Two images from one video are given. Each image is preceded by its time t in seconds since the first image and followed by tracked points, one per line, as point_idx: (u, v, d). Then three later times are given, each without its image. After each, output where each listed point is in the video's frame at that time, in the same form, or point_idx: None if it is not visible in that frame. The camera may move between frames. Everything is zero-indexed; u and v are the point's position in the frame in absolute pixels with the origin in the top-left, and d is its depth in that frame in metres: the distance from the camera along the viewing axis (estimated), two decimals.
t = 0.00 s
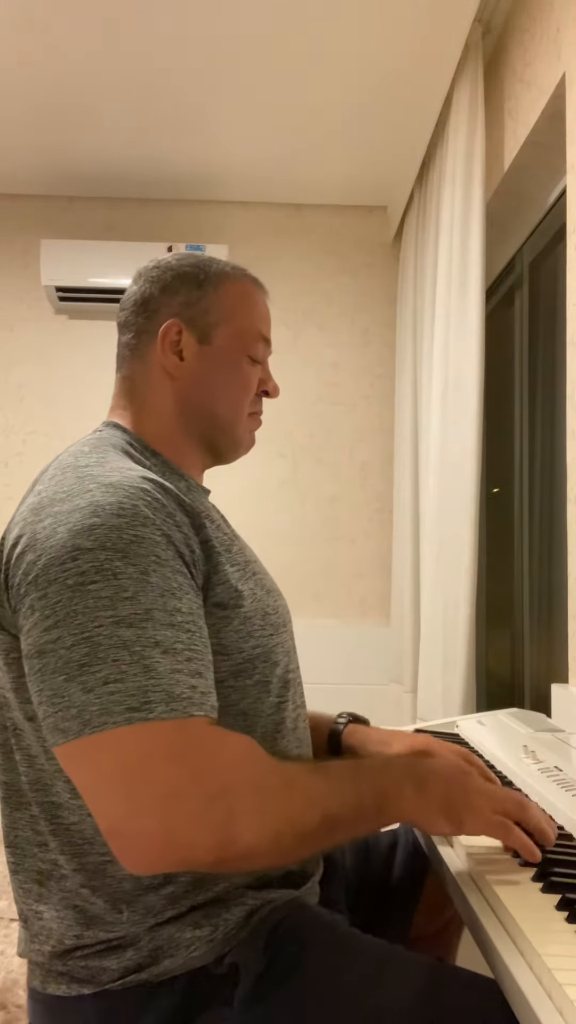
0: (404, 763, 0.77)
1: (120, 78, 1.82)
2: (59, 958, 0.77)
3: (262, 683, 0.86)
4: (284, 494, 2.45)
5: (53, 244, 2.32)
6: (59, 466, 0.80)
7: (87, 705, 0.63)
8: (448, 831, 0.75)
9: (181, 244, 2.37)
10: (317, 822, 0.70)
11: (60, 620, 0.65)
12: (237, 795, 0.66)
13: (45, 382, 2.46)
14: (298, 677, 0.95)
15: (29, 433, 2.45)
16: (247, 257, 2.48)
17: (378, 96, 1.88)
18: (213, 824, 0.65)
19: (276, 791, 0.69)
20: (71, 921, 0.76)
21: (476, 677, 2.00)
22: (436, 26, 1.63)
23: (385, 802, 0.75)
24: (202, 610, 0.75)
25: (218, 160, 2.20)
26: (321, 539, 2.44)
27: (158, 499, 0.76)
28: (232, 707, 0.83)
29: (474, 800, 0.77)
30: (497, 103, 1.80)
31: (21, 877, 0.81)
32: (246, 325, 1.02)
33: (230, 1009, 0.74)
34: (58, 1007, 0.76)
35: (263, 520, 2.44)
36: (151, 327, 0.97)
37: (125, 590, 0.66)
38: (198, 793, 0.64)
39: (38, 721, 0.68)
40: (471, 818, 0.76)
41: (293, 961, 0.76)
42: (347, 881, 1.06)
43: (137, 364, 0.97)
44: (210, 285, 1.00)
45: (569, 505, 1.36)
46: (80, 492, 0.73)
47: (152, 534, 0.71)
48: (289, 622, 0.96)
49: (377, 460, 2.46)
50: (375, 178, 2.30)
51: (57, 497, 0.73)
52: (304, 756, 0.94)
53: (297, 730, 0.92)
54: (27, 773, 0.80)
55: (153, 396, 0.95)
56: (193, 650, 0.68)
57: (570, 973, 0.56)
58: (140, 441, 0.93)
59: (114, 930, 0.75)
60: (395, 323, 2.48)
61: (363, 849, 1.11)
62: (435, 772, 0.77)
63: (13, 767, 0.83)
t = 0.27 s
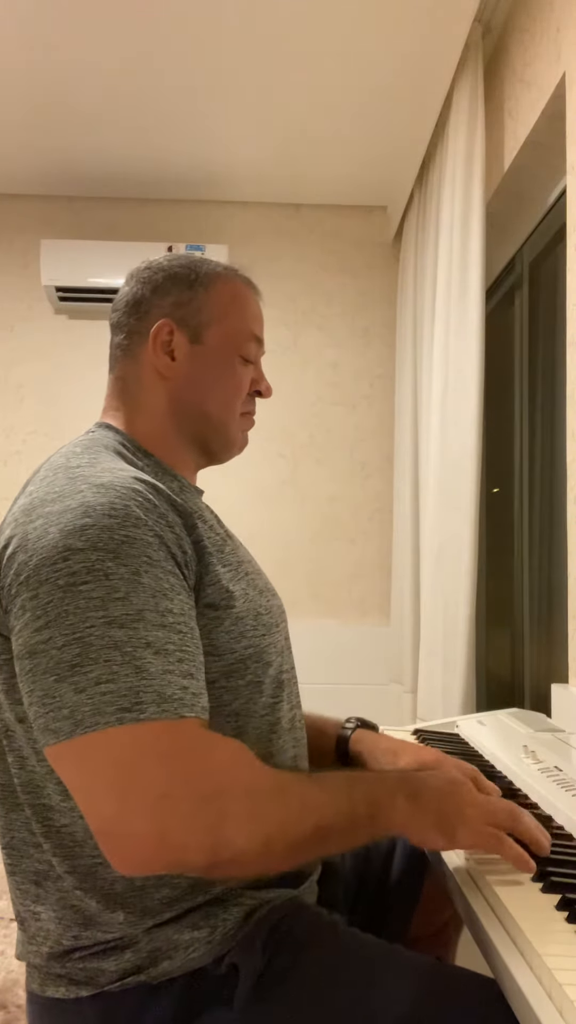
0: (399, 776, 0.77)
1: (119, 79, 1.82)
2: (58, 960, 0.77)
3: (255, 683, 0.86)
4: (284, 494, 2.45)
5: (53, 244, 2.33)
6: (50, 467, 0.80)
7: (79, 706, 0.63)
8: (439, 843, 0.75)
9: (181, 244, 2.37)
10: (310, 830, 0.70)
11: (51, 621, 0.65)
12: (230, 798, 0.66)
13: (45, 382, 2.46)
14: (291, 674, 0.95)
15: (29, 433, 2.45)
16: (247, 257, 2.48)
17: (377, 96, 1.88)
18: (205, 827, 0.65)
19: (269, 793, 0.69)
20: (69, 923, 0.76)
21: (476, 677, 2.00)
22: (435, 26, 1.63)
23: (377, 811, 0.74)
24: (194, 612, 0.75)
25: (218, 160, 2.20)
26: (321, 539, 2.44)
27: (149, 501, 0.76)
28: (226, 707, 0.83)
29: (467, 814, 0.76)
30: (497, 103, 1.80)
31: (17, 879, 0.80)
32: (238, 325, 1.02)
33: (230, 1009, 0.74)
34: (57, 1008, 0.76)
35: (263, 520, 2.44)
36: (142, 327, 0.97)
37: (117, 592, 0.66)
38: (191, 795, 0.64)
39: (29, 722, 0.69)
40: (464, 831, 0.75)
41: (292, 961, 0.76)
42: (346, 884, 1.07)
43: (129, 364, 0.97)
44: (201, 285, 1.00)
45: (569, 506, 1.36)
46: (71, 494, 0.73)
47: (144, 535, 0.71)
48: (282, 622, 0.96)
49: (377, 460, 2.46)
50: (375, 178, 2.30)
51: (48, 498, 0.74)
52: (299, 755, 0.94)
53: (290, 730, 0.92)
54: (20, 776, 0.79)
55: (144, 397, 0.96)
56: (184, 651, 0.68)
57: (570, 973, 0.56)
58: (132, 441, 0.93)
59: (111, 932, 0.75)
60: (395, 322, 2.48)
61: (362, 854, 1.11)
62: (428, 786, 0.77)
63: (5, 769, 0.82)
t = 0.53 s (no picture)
0: (398, 771, 0.77)
1: (119, 79, 1.82)
2: (57, 962, 0.77)
3: (251, 683, 0.86)
4: (284, 494, 2.45)
5: (53, 244, 2.33)
6: (42, 471, 0.80)
7: (75, 708, 0.63)
8: (441, 838, 0.75)
9: (181, 244, 2.37)
10: (310, 828, 0.70)
11: (45, 624, 0.65)
12: (229, 798, 0.66)
13: (45, 382, 2.46)
14: (286, 671, 0.96)
15: (29, 433, 2.45)
16: (247, 257, 2.48)
17: (377, 96, 1.88)
18: (206, 826, 0.65)
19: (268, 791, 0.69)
20: (68, 924, 0.76)
21: (476, 677, 2.00)
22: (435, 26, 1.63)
23: (379, 809, 0.74)
24: (189, 611, 0.75)
25: (218, 160, 2.20)
26: (321, 539, 2.44)
27: (141, 502, 0.76)
28: (223, 708, 0.83)
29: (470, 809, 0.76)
30: (497, 103, 1.80)
31: (15, 881, 0.80)
32: (229, 324, 1.02)
33: (230, 1009, 0.74)
34: (56, 1009, 0.76)
35: (263, 520, 2.44)
36: (133, 328, 0.97)
37: (111, 593, 0.66)
38: (190, 795, 0.64)
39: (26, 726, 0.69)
40: (466, 826, 0.75)
41: (291, 960, 0.76)
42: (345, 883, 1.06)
43: (120, 365, 0.97)
44: (192, 285, 1.00)
45: (569, 506, 1.37)
46: (63, 496, 0.73)
47: (136, 536, 0.71)
48: (275, 621, 0.96)
49: (377, 460, 2.46)
50: (375, 178, 2.30)
51: (40, 502, 0.73)
52: (295, 755, 0.95)
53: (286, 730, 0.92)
54: (16, 778, 0.79)
55: (136, 397, 0.96)
56: (180, 651, 0.68)
57: (570, 973, 0.56)
58: (123, 442, 0.93)
59: (110, 933, 0.75)
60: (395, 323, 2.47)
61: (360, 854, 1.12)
62: (430, 781, 0.77)
63: (1, 771, 0.81)
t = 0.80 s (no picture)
0: (404, 771, 0.77)
1: (119, 79, 1.82)
2: (56, 963, 0.77)
3: (248, 682, 0.86)
4: (284, 494, 2.45)
5: (53, 244, 2.33)
6: (36, 473, 0.80)
7: (77, 709, 0.63)
8: (447, 836, 0.74)
9: (181, 244, 2.37)
10: (314, 826, 0.70)
11: (44, 626, 0.65)
12: (233, 797, 0.66)
13: (45, 382, 2.46)
14: (282, 670, 0.96)
15: (29, 433, 2.45)
16: (247, 257, 2.48)
17: (377, 97, 1.88)
18: (211, 825, 0.65)
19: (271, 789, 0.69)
20: (66, 925, 0.76)
21: (476, 677, 2.00)
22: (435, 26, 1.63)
23: (384, 809, 0.74)
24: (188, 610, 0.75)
25: (218, 160, 2.20)
26: (322, 539, 2.44)
27: (136, 503, 0.76)
28: (222, 708, 0.83)
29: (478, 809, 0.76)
30: (497, 103, 1.80)
31: (12, 883, 0.80)
32: (222, 325, 1.02)
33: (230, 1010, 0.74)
34: (56, 1010, 0.76)
35: (263, 520, 2.44)
36: (127, 328, 0.97)
37: (109, 594, 0.66)
38: (194, 795, 0.64)
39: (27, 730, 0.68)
40: (473, 825, 0.75)
41: (291, 961, 0.76)
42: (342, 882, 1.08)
43: (113, 365, 0.97)
44: (185, 286, 1.00)
45: (569, 506, 1.36)
46: (58, 498, 0.73)
47: (133, 536, 0.71)
48: (271, 621, 0.96)
49: (377, 460, 2.46)
50: (375, 178, 2.30)
51: (35, 505, 0.74)
52: (291, 754, 0.95)
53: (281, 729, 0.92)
54: (13, 781, 0.78)
55: (130, 398, 0.95)
56: (181, 650, 0.68)
57: (570, 973, 0.56)
58: (117, 444, 0.93)
59: (109, 934, 0.75)
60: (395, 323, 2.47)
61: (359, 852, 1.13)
62: (437, 781, 0.76)
63: None
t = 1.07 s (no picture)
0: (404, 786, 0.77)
1: (119, 79, 1.82)
2: (55, 964, 0.76)
3: (247, 685, 0.86)
4: (284, 494, 2.45)
5: (53, 244, 2.33)
6: (36, 473, 0.80)
7: (74, 713, 0.63)
8: (442, 852, 0.74)
9: (181, 244, 2.37)
10: (312, 838, 0.70)
11: (42, 628, 0.65)
12: (230, 803, 0.66)
13: (45, 382, 2.46)
14: (281, 673, 0.96)
15: (29, 433, 2.45)
16: (247, 257, 2.48)
17: (377, 97, 1.88)
18: (207, 831, 0.64)
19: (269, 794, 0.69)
20: (65, 925, 0.76)
21: (476, 676, 2.00)
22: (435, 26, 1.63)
23: (382, 816, 0.74)
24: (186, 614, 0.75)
25: (218, 160, 2.19)
26: (322, 539, 2.44)
27: (136, 505, 0.76)
28: (220, 710, 0.83)
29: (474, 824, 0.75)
30: (497, 103, 1.80)
31: (10, 883, 0.80)
32: (229, 330, 1.03)
33: (229, 1010, 0.74)
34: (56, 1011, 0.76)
35: (263, 520, 2.44)
36: (134, 329, 0.97)
37: (107, 597, 0.66)
38: (191, 800, 0.64)
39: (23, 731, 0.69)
40: (468, 841, 0.74)
41: (291, 961, 0.76)
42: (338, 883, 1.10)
43: (118, 365, 0.97)
44: (194, 289, 1.00)
45: (569, 506, 1.36)
46: (58, 499, 0.73)
47: (132, 540, 0.71)
48: (270, 623, 0.96)
49: (377, 460, 2.46)
50: (375, 178, 2.30)
51: (34, 505, 0.74)
52: (289, 756, 0.95)
53: (280, 730, 0.92)
54: (11, 781, 0.78)
55: (134, 398, 0.95)
56: (177, 654, 0.68)
57: (570, 973, 0.56)
58: (119, 444, 0.92)
59: (108, 935, 0.75)
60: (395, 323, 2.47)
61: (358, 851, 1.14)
62: (434, 796, 0.76)
63: None
